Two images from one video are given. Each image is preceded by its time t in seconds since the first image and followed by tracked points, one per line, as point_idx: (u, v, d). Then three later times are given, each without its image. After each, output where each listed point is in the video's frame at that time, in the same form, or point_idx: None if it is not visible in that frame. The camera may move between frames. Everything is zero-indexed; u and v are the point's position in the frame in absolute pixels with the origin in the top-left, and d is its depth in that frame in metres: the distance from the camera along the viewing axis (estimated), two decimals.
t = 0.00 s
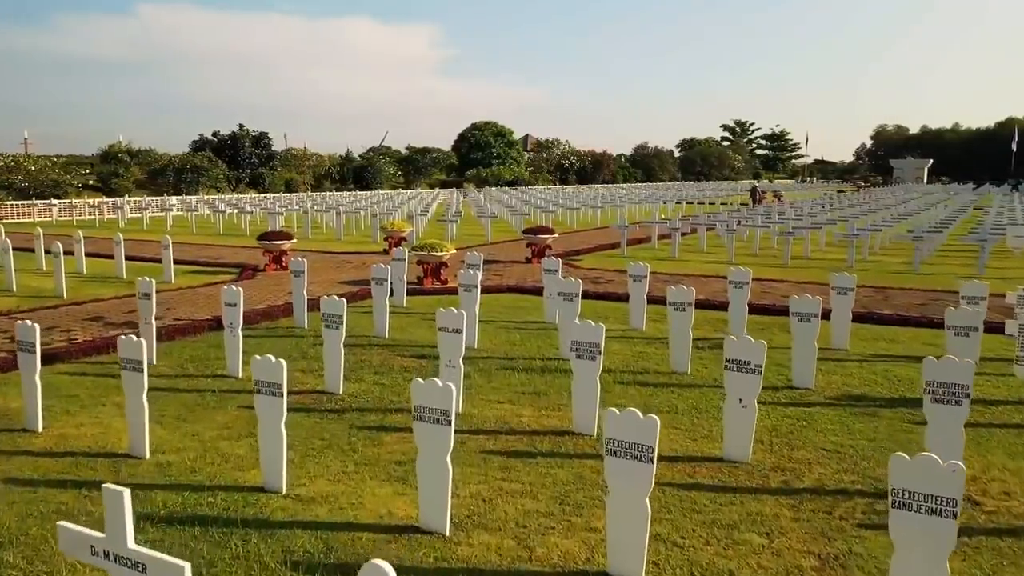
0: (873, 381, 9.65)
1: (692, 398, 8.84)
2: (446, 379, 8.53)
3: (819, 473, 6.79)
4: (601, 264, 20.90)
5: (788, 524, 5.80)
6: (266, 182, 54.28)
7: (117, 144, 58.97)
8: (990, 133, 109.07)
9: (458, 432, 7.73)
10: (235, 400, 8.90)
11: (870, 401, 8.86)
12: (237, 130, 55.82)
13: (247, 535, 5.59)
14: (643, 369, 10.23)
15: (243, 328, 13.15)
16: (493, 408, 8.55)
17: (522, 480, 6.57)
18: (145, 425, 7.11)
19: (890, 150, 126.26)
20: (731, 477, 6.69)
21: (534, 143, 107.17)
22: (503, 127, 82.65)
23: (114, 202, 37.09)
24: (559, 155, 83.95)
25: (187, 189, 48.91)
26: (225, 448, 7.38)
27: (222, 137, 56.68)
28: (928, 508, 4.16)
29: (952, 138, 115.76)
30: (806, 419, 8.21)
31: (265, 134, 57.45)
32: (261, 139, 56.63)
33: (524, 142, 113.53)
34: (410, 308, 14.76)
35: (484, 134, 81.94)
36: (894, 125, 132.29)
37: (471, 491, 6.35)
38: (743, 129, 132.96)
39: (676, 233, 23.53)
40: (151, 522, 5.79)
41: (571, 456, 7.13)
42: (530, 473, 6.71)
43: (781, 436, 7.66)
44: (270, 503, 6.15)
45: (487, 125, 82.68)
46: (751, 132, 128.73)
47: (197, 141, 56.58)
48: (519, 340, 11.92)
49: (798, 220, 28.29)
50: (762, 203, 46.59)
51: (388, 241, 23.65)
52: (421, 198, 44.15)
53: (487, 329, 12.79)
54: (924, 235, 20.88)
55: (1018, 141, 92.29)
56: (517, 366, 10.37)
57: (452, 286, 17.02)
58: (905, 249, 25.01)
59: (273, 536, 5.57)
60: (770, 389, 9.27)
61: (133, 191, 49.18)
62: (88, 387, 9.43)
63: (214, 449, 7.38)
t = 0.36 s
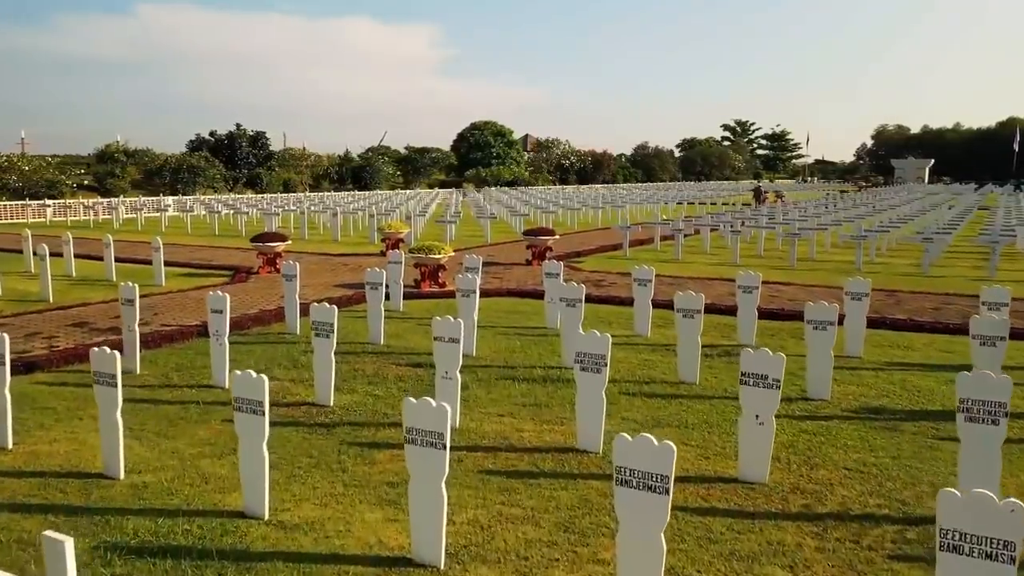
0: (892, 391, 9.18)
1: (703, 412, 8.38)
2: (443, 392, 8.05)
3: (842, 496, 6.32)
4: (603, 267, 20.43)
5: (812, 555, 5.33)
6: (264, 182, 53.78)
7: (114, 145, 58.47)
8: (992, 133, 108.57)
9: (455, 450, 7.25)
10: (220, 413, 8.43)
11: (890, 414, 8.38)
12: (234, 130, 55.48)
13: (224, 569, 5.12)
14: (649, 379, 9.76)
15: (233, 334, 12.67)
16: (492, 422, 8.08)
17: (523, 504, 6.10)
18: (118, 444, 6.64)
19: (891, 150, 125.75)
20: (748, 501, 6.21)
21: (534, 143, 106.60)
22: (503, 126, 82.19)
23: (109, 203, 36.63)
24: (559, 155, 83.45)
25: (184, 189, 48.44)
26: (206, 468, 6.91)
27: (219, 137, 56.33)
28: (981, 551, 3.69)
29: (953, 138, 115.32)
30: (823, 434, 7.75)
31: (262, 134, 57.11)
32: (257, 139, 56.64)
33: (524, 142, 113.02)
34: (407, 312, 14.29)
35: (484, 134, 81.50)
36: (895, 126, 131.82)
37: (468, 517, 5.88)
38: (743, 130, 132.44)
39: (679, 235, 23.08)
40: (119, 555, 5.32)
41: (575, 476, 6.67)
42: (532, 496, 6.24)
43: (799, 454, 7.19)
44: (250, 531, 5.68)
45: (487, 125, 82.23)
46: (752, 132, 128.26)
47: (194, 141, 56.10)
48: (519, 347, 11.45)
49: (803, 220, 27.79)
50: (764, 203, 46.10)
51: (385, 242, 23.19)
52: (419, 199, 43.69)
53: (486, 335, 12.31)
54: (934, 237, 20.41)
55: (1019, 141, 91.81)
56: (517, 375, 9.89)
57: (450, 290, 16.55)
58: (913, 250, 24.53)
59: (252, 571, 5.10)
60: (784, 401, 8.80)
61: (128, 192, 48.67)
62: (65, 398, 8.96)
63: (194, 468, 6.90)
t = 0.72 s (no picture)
0: (912, 404, 8.72)
1: (714, 426, 7.91)
2: (439, 406, 7.58)
3: (869, 523, 5.84)
4: (605, 269, 20.00)
5: None
6: (261, 182, 53.31)
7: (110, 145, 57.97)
8: (994, 133, 108.12)
9: (452, 470, 6.78)
10: (203, 428, 7.96)
11: (913, 429, 7.92)
12: (232, 130, 55.02)
13: None
14: (656, 389, 9.30)
15: (223, 340, 12.21)
16: (491, 438, 7.62)
17: (525, 532, 5.63)
18: (88, 465, 6.16)
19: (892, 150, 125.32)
20: (767, 528, 5.74)
21: (534, 143, 106.15)
22: (502, 126, 81.72)
23: (104, 203, 36.17)
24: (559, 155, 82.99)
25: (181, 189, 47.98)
26: (183, 490, 6.44)
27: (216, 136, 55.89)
28: None
29: (954, 138, 114.90)
30: (843, 451, 7.28)
31: (260, 135, 56.66)
32: (255, 139, 56.18)
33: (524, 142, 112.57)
34: (403, 318, 13.82)
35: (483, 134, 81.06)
36: (897, 125, 131.38)
37: (465, 548, 5.40)
38: (744, 130, 131.97)
39: (682, 236, 22.63)
40: None
41: (581, 500, 6.19)
42: (534, 523, 5.77)
43: (819, 474, 6.72)
44: (227, 564, 5.21)
45: (487, 125, 81.81)
46: (752, 132, 127.83)
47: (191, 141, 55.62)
48: (519, 355, 10.99)
49: (809, 221, 27.34)
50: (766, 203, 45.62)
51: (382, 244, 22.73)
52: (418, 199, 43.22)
53: (485, 342, 11.85)
54: (944, 239, 19.96)
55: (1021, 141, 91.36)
56: (518, 385, 9.43)
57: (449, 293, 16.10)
58: (920, 251, 24.08)
59: None
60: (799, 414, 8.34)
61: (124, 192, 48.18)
62: (40, 411, 8.48)
63: (171, 491, 6.44)
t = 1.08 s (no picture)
0: (936, 418, 8.26)
1: (727, 444, 7.45)
2: (434, 423, 7.09)
3: (901, 554, 5.37)
4: (607, 271, 19.55)
5: None
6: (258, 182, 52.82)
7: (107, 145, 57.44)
8: (996, 132, 107.60)
9: (448, 494, 6.30)
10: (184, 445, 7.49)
11: (939, 446, 7.45)
12: (229, 130, 54.55)
13: None
14: (665, 402, 8.82)
15: (212, 347, 11.75)
16: (490, 456, 7.16)
17: (527, 565, 5.16)
18: (54, 490, 5.70)
19: (894, 150, 124.87)
20: (791, 561, 5.27)
21: (533, 143, 105.58)
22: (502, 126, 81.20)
23: (98, 203, 35.66)
24: (559, 155, 82.53)
25: (177, 190, 47.46)
26: (157, 516, 5.97)
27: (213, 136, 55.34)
28: None
29: (956, 137, 114.36)
30: (867, 471, 6.81)
31: (257, 134, 56.14)
32: (253, 139, 55.68)
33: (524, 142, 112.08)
34: (400, 323, 13.35)
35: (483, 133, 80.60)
36: (898, 125, 130.90)
37: None
38: (744, 130, 131.41)
39: (685, 238, 22.18)
40: None
41: (587, 528, 5.72)
42: (536, 554, 5.30)
43: (842, 496, 6.26)
44: None
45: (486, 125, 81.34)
46: (753, 132, 127.38)
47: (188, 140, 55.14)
48: (520, 364, 10.53)
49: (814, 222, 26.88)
50: (769, 204, 45.15)
51: (379, 246, 22.27)
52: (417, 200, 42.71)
53: (485, 349, 11.39)
54: (955, 241, 19.48)
55: None
56: (518, 397, 8.96)
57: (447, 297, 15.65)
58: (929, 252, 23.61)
59: None
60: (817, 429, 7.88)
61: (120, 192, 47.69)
62: (13, 425, 8.01)
63: (144, 516, 5.96)
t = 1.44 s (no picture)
0: (960, 432, 7.83)
1: (741, 462, 7.01)
2: (428, 439, 6.65)
3: None
4: (609, 274, 19.13)
5: None
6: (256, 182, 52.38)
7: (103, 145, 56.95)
8: (997, 132, 107.19)
9: (446, 519, 5.86)
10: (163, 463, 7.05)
11: (966, 463, 7.02)
12: (226, 129, 54.12)
13: None
14: (673, 414, 8.39)
15: (201, 353, 11.31)
16: (489, 475, 6.72)
17: None
18: (17, 516, 5.26)
19: (894, 150, 124.47)
20: None
21: (533, 142, 104.95)
22: (502, 126, 80.72)
23: (92, 203, 35.20)
24: (559, 155, 82.13)
25: (174, 190, 46.98)
26: (130, 543, 5.53)
27: (209, 135, 54.84)
28: None
29: (957, 137, 113.94)
30: (892, 491, 6.38)
31: (255, 134, 55.69)
32: (250, 139, 55.26)
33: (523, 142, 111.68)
34: (396, 329, 12.92)
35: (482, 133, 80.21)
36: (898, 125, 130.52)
37: None
38: (745, 130, 130.93)
39: (689, 239, 21.75)
40: None
41: (594, 558, 5.27)
42: None
43: (868, 520, 5.83)
44: None
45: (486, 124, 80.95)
46: (753, 133, 126.99)
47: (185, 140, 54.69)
48: (520, 372, 10.09)
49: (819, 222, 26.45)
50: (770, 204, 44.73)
51: (376, 247, 21.84)
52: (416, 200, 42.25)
53: (484, 356, 10.97)
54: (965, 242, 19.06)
55: None
56: (519, 409, 8.52)
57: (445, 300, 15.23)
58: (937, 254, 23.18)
59: None
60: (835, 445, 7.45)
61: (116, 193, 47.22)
62: None
63: (116, 543, 5.52)
